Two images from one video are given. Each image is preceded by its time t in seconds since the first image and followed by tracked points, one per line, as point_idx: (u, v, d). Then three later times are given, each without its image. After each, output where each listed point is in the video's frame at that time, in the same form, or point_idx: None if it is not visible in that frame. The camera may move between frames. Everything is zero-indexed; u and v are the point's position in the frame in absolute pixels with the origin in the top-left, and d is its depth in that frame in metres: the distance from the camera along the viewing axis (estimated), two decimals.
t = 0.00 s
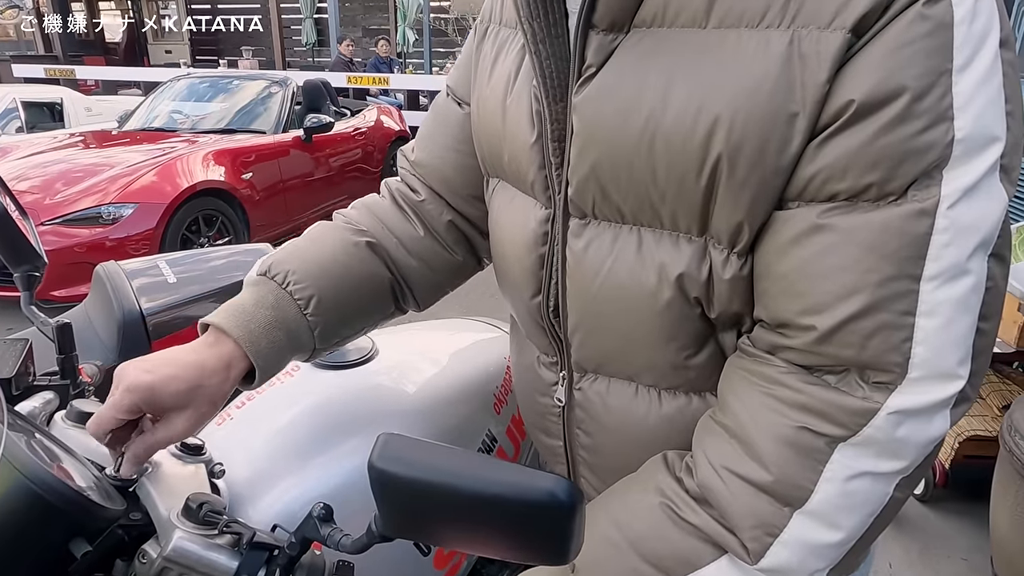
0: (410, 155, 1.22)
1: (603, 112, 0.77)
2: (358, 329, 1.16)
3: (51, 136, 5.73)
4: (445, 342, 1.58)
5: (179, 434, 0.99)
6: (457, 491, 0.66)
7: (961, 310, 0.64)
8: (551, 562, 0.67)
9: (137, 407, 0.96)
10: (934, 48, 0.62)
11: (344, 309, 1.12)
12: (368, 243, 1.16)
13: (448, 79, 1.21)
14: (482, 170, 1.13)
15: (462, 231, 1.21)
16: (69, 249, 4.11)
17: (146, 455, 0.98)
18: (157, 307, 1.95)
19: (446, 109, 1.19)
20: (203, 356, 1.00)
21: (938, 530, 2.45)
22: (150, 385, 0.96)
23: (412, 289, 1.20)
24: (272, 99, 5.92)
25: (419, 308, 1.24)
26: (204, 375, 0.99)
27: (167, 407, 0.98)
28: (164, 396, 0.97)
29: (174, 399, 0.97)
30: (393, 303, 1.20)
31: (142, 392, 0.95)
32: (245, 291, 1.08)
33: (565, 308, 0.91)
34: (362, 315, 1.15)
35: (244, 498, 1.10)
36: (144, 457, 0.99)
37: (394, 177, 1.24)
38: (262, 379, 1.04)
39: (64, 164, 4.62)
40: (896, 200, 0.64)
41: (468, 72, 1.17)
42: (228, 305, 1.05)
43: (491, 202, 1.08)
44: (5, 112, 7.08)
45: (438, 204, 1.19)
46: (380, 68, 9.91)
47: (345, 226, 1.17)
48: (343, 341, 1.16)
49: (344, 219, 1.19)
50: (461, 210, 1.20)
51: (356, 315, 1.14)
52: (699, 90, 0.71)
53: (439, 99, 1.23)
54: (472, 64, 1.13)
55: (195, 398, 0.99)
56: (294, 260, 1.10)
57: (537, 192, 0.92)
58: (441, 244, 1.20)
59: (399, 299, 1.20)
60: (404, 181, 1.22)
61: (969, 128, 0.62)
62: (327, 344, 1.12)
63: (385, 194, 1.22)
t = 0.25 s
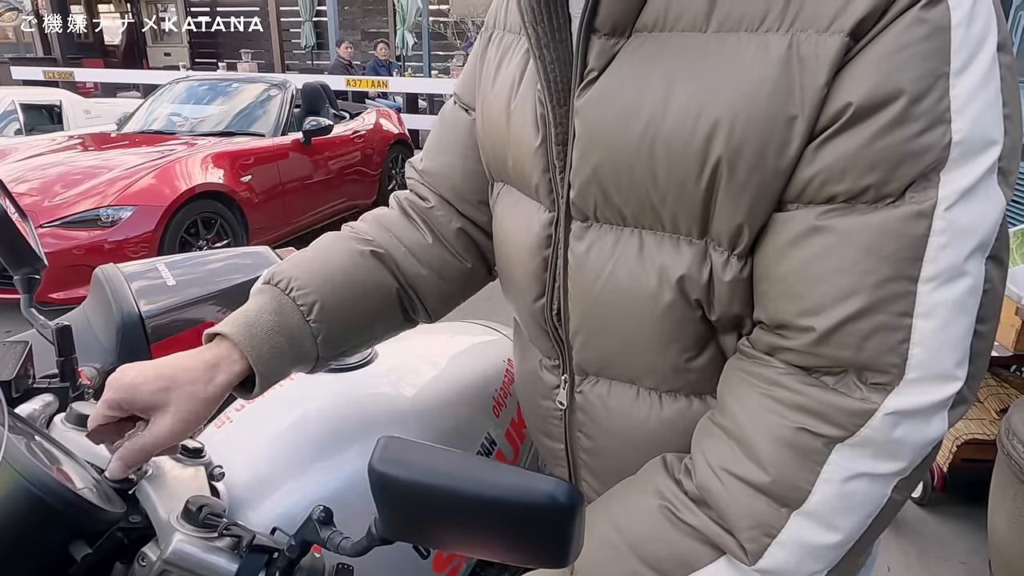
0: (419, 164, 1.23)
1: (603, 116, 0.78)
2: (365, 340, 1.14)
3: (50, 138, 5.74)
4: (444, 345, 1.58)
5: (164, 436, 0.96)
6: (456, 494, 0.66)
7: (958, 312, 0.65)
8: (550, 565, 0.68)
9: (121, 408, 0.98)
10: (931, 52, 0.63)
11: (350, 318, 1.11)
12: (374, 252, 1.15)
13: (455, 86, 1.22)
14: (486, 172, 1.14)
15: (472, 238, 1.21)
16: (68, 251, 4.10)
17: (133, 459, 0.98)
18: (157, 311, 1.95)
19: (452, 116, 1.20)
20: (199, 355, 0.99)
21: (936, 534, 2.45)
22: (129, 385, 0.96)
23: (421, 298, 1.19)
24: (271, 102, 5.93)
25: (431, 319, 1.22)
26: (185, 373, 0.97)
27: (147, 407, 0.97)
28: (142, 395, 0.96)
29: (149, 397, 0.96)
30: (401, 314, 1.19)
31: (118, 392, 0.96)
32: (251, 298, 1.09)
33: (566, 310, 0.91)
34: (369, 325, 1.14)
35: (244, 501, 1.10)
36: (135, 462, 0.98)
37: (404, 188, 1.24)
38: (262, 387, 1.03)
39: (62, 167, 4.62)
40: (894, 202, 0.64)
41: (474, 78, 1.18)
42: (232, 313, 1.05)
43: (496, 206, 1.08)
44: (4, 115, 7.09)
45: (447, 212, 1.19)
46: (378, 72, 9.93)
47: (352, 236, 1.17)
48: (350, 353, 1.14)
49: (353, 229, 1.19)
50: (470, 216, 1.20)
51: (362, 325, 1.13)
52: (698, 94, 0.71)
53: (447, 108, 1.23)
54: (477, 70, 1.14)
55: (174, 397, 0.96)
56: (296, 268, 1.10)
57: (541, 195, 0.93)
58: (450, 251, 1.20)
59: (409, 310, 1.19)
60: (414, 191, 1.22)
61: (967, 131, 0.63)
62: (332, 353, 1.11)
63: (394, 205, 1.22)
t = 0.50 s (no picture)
0: (420, 161, 1.24)
1: (605, 115, 0.78)
2: (366, 338, 1.15)
3: (48, 139, 5.73)
4: (443, 345, 1.58)
5: (166, 440, 0.97)
6: (457, 493, 0.67)
7: (955, 310, 0.65)
8: (550, 563, 0.68)
9: (124, 410, 0.97)
10: (930, 52, 0.63)
11: (351, 317, 1.12)
12: (375, 251, 1.16)
13: (456, 85, 1.23)
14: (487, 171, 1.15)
15: (472, 236, 1.21)
16: (66, 252, 4.10)
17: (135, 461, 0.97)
18: (155, 311, 1.95)
19: (453, 115, 1.21)
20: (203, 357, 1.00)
21: (934, 533, 2.46)
22: (133, 387, 0.96)
23: (422, 296, 1.19)
24: (269, 103, 5.93)
25: (432, 317, 1.22)
26: (191, 376, 0.97)
27: (153, 410, 0.97)
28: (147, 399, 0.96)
29: (156, 401, 0.96)
30: (402, 312, 1.19)
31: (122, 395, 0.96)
32: (254, 299, 1.09)
33: (567, 309, 0.92)
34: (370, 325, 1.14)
35: (244, 500, 1.10)
36: (136, 463, 0.98)
37: (404, 185, 1.24)
38: (267, 387, 1.03)
39: (60, 168, 4.62)
40: (892, 201, 0.64)
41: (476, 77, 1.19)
42: (236, 314, 1.05)
43: (497, 206, 1.09)
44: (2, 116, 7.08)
45: (447, 210, 1.20)
46: (376, 73, 9.93)
47: (352, 234, 1.17)
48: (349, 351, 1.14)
49: (353, 227, 1.19)
50: (471, 214, 1.20)
51: (363, 324, 1.13)
52: (699, 94, 0.72)
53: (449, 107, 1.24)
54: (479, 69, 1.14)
55: (180, 402, 0.97)
56: (297, 269, 1.10)
57: (542, 194, 0.93)
58: (451, 249, 1.20)
59: (409, 307, 1.20)
60: (414, 189, 1.23)
61: (965, 131, 0.63)
62: (334, 352, 1.11)
63: (393, 203, 1.22)
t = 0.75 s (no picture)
0: (415, 154, 1.24)
1: (605, 114, 0.78)
2: (357, 330, 1.16)
3: (45, 140, 5.72)
4: (441, 345, 1.59)
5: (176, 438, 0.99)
6: (455, 490, 0.67)
7: (951, 308, 0.65)
8: (548, 560, 0.68)
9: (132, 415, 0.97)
10: (928, 52, 0.63)
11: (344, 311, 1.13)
12: (368, 244, 1.17)
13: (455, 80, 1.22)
14: (486, 168, 1.15)
15: (465, 230, 1.22)
16: (63, 253, 4.10)
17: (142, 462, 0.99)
18: (153, 311, 1.94)
19: (452, 109, 1.20)
20: (201, 356, 1.01)
21: (931, 531, 2.47)
22: (145, 393, 0.96)
23: (413, 289, 1.21)
24: (266, 103, 5.93)
25: (421, 309, 1.24)
26: (198, 378, 0.99)
27: (163, 413, 0.98)
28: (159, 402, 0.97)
29: (169, 405, 0.97)
30: (394, 304, 1.20)
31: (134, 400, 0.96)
32: (246, 290, 1.09)
33: (566, 307, 0.92)
34: (361, 319, 1.16)
35: (241, 499, 1.11)
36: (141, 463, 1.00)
37: (398, 176, 1.25)
38: (260, 379, 1.04)
39: (57, 169, 4.62)
40: (889, 200, 0.65)
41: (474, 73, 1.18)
42: (228, 305, 1.06)
43: (495, 202, 1.09)
44: None
45: (442, 204, 1.20)
46: (374, 73, 9.93)
47: (346, 227, 1.18)
48: (341, 344, 1.15)
49: (346, 220, 1.20)
50: (465, 209, 1.21)
51: (355, 316, 1.14)
52: (698, 93, 0.72)
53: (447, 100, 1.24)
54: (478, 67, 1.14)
55: (190, 405, 0.99)
56: (291, 262, 1.10)
57: (540, 192, 0.93)
58: (444, 244, 1.21)
59: (400, 300, 1.21)
60: (408, 180, 1.23)
61: (962, 131, 0.64)
62: (327, 345, 1.12)
63: (387, 194, 1.23)
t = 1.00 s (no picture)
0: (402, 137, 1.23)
1: (605, 112, 0.79)
2: (335, 314, 1.20)
3: (43, 141, 5.72)
4: (439, 344, 1.59)
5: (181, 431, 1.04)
6: (455, 489, 0.67)
7: (949, 306, 0.66)
8: (547, 558, 0.69)
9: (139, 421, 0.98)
10: (928, 50, 0.64)
11: (324, 297, 1.16)
12: (350, 231, 1.19)
13: (445, 67, 1.21)
14: (486, 164, 1.11)
15: (447, 220, 1.23)
16: (61, 255, 4.10)
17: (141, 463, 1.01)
18: (151, 311, 1.95)
19: (444, 96, 1.19)
20: (192, 354, 1.04)
21: (929, 530, 2.47)
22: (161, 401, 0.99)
23: (390, 274, 1.23)
24: (265, 104, 5.94)
25: (396, 292, 1.27)
26: (194, 377, 1.02)
27: (172, 415, 1.01)
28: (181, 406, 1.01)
29: (184, 408, 1.01)
30: (370, 288, 1.23)
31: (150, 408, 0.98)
32: (226, 274, 1.11)
33: (566, 304, 0.92)
34: (339, 304, 1.19)
35: (239, 501, 1.11)
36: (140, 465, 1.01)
37: (381, 156, 1.25)
38: (241, 366, 1.08)
39: (55, 170, 4.62)
40: (889, 197, 0.65)
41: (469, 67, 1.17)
42: (207, 290, 1.08)
43: (492, 199, 1.10)
44: None
45: (427, 193, 1.21)
46: (372, 74, 9.93)
47: (327, 211, 1.19)
48: (319, 328, 1.19)
49: (326, 201, 1.21)
50: (449, 199, 1.21)
51: (333, 301, 1.18)
52: (699, 91, 0.72)
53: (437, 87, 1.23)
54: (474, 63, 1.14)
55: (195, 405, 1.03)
56: (273, 249, 1.12)
57: (539, 190, 0.94)
58: (426, 234, 1.23)
59: (377, 284, 1.24)
60: (392, 163, 1.22)
61: (961, 129, 0.64)
62: (305, 330, 1.16)
63: (370, 174, 1.23)
